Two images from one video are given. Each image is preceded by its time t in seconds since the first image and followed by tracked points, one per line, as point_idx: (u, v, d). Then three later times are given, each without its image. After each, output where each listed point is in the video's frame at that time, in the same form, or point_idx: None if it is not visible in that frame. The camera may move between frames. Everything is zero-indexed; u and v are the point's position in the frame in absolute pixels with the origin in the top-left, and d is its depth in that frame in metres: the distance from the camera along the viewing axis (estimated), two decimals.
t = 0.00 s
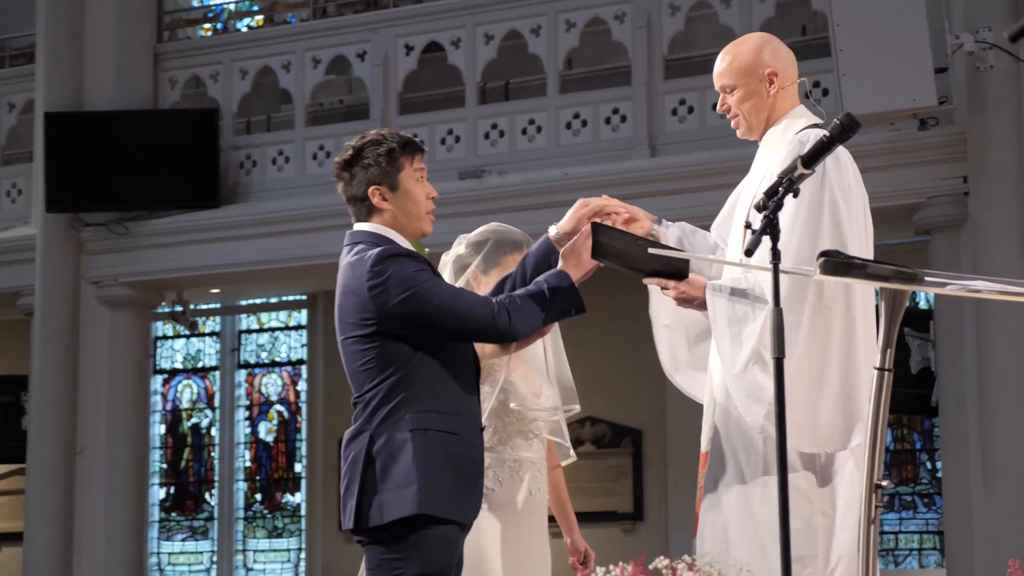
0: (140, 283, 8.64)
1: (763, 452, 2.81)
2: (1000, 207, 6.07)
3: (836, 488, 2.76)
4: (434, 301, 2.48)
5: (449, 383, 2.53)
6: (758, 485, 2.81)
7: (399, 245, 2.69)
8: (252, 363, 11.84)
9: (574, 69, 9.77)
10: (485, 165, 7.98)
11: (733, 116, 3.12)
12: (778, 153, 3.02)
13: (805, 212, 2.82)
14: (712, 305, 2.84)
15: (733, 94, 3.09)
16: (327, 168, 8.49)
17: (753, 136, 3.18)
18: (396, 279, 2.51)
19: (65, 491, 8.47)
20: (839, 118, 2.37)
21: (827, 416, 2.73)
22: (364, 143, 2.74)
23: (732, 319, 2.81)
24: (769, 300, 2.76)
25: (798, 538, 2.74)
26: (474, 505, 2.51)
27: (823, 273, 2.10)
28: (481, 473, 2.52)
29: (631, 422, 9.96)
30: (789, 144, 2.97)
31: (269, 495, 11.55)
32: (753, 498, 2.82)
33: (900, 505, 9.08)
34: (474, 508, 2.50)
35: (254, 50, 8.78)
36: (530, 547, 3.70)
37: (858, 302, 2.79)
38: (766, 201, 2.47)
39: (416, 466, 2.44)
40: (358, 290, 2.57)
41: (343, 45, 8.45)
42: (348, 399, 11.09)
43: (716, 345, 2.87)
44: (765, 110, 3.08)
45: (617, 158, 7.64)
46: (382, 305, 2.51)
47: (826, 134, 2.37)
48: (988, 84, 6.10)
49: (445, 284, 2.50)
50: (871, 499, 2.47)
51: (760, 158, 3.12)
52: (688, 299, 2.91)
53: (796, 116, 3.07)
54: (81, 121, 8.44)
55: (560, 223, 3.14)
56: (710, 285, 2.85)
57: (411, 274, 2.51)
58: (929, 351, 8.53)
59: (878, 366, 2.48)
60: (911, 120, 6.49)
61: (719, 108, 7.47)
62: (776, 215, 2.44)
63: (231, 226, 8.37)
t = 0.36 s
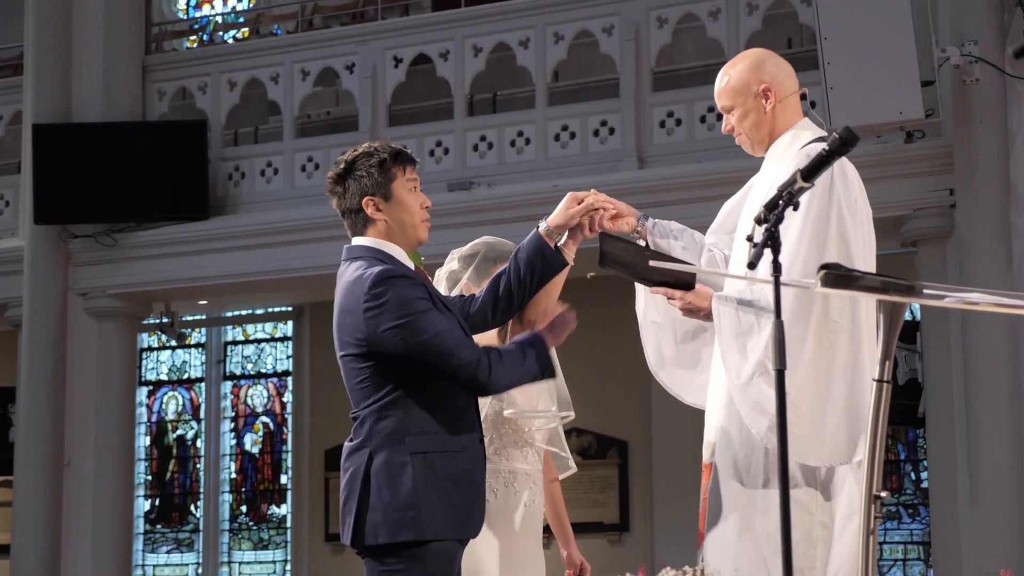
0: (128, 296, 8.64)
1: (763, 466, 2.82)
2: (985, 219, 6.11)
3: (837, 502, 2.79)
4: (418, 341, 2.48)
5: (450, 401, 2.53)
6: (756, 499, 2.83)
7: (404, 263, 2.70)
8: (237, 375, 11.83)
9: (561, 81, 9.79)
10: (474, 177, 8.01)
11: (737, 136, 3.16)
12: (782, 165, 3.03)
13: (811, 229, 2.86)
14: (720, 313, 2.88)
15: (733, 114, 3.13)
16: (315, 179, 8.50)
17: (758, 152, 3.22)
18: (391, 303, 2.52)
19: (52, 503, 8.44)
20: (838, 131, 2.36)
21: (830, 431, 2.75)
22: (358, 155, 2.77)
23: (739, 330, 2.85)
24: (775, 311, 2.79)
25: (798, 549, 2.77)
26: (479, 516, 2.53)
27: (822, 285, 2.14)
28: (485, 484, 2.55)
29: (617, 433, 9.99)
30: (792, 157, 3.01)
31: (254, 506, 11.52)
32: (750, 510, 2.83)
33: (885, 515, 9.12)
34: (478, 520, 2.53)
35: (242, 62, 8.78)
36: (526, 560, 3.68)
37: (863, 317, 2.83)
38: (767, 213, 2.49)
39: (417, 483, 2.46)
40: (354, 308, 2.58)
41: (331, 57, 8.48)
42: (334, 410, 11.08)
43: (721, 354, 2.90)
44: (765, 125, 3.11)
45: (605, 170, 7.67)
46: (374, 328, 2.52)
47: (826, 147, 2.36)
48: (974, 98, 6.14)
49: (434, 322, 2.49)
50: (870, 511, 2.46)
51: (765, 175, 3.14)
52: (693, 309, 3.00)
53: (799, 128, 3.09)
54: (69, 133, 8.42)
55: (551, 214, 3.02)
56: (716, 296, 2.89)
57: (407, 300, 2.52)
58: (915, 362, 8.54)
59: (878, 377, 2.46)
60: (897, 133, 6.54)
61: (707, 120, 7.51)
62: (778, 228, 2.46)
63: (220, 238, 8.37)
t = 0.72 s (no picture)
0: (116, 311, 8.60)
1: (768, 481, 2.94)
2: (971, 234, 6.15)
3: (841, 516, 2.91)
4: (385, 380, 2.62)
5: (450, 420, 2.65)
6: (762, 511, 2.95)
7: (411, 286, 2.83)
8: (223, 391, 11.81)
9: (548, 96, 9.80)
10: (462, 193, 8.02)
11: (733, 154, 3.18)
12: (781, 185, 3.09)
13: (813, 245, 2.95)
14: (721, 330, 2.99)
15: (730, 131, 3.16)
16: (303, 195, 8.50)
17: (758, 171, 3.24)
18: (378, 332, 2.66)
19: (37, 519, 8.39)
20: (839, 152, 2.38)
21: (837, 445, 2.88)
22: (361, 171, 2.87)
23: (741, 346, 2.96)
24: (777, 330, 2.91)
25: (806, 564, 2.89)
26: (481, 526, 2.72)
27: (826, 304, 2.16)
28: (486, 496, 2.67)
29: (603, 447, 9.99)
30: (792, 176, 3.06)
31: (239, 521, 11.47)
32: (759, 524, 2.95)
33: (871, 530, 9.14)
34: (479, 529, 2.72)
35: (230, 77, 8.78)
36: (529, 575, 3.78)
37: (866, 333, 2.94)
38: (770, 231, 2.56)
39: (421, 500, 2.66)
40: (345, 325, 2.74)
41: (320, 73, 8.49)
42: (319, 424, 11.01)
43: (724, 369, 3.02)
44: (761, 145, 3.14)
45: (592, 186, 7.69)
46: (357, 348, 2.68)
47: (827, 167, 2.39)
48: (959, 115, 6.19)
49: (406, 368, 2.62)
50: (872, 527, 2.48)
51: (767, 192, 3.17)
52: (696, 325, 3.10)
53: (798, 146, 3.11)
54: (56, 148, 8.41)
55: (543, 215, 3.17)
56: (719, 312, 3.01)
57: (392, 334, 2.65)
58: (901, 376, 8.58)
59: (878, 394, 2.49)
60: (883, 149, 6.59)
61: (694, 136, 7.55)
62: (780, 246, 2.52)
63: (208, 253, 8.36)
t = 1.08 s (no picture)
0: (104, 326, 8.57)
1: (763, 495, 2.96)
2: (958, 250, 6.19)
3: (835, 531, 2.91)
4: (371, 398, 2.64)
5: (446, 434, 2.77)
6: (756, 525, 2.96)
7: (409, 304, 2.86)
8: (208, 406, 11.77)
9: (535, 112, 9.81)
10: (450, 209, 8.03)
11: (732, 172, 3.21)
12: (780, 205, 3.10)
13: (807, 263, 2.97)
14: (716, 347, 3.01)
15: (731, 149, 3.19)
16: (292, 211, 8.49)
17: (752, 190, 3.26)
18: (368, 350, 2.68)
19: (24, 534, 8.34)
20: (838, 170, 2.42)
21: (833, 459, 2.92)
22: (369, 187, 2.90)
23: (735, 362, 2.99)
24: (770, 344, 2.92)
25: None
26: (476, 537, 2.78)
27: (826, 322, 2.20)
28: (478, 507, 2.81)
29: (589, 462, 10.00)
30: (789, 195, 3.08)
31: (225, 537, 11.41)
32: (754, 538, 2.96)
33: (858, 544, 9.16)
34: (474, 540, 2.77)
35: (219, 93, 8.77)
36: None
37: (860, 351, 2.96)
38: (770, 251, 2.57)
39: (409, 520, 2.62)
40: (339, 340, 2.76)
41: (308, 88, 8.50)
42: (305, 439, 10.99)
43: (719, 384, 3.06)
44: (764, 162, 3.18)
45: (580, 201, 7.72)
46: (347, 365, 2.70)
47: (827, 185, 2.42)
48: (945, 132, 6.24)
49: (392, 387, 2.63)
50: (870, 542, 2.49)
51: (762, 211, 3.19)
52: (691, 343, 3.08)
53: (796, 165, 3.15)
54: (45, 164, 8.40)
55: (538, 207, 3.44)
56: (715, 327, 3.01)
57: (382, 353, 2.66)
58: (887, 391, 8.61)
59: (875, 411, 2.49)
60: (870, 165, 6.63)
61: (682, 153, 7.59)
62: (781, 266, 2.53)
63: (196, 269, 8.35)
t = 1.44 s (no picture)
0: (94, 338, 8.54)
1: (752, 506, 2.94)
2: (949, 263, 6.20)
3: (826, 542, 2.87)
4: (361, 409, 2.61)
5: (440, 445, 2.72)
6: (749, 537, 2.93)
7: (401, 316, 2.79)
8: (196, 418, 11.73)
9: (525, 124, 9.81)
10: (441, 222, 8.03)
11: (726, 186, 3.19)
12: (773, 220, 3.10)
13: (800, 277, 2.97)
14: (710, 361, 3.00)
15: (724, 165, 3.17)
16: (282, 224, 8.47)
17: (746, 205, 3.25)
18: (358, 360, 2.64)
19: (12, 547, 8.29)
20: (837, 186, 2.43)
21: (826, 469, 2.89)
22: (379, 199, 2.82)
23: (727, 374, 2.97)
24: (761, 358, 2.93)
25: None
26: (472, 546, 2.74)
27: (826, 336, 2.22)
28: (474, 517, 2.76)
29: (579, 474, 9.99)
30: (783, 210, 3.07)
31: (213, 549, 11.36)
32: (748, 550, 2.93)
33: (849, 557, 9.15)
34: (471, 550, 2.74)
35: (209, 105, 8.75)
36: None
37: (851, 362, 2.95)
38: (771, 264, 2.58)
39: (413, 531, 2.57)
40: (329, 350, 2.73)
41: (298, 101, 8.48)
42: (294, 451, 10.95)
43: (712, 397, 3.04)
44: (756, 176, 3.15)
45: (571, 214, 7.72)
46: (337, 377, 2.67)
47: (825, 202, 2.43)
48: (937, 146, 6.28)
49: (382, 397, 2.59)
50: (869, 554, 2.47)
51: (755, 227, 3.18)
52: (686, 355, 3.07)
53: (788, 180, 3.14)
54: (35, 176, 8.37)
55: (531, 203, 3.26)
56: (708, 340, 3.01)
57: (372, 363, 2.62)
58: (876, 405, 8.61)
59: (874, 424, 2.48)
60: (861, 179, 6.65)
61: (673, 165, 7.59)
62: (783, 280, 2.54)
63: (187, 281, 8.33)
